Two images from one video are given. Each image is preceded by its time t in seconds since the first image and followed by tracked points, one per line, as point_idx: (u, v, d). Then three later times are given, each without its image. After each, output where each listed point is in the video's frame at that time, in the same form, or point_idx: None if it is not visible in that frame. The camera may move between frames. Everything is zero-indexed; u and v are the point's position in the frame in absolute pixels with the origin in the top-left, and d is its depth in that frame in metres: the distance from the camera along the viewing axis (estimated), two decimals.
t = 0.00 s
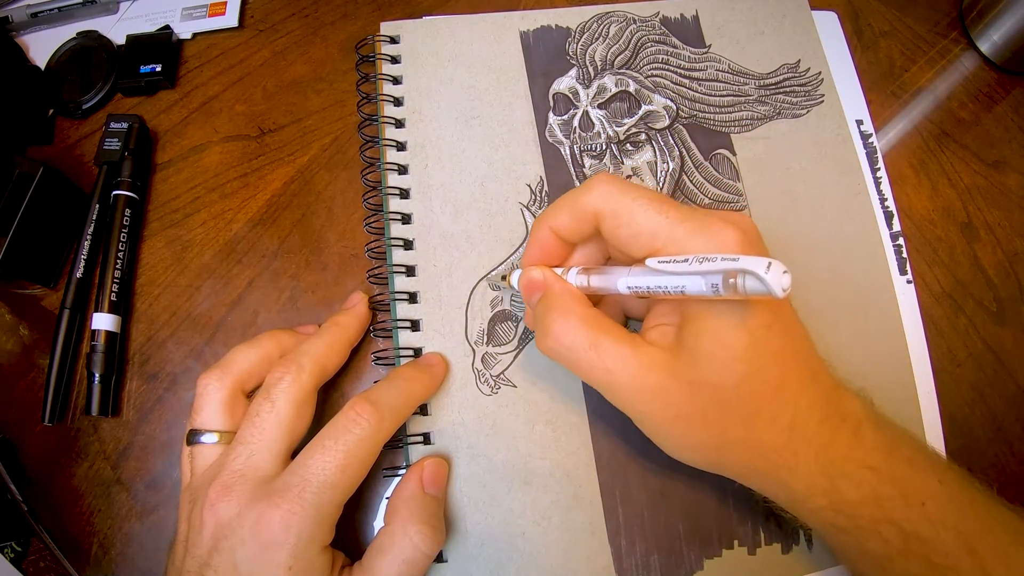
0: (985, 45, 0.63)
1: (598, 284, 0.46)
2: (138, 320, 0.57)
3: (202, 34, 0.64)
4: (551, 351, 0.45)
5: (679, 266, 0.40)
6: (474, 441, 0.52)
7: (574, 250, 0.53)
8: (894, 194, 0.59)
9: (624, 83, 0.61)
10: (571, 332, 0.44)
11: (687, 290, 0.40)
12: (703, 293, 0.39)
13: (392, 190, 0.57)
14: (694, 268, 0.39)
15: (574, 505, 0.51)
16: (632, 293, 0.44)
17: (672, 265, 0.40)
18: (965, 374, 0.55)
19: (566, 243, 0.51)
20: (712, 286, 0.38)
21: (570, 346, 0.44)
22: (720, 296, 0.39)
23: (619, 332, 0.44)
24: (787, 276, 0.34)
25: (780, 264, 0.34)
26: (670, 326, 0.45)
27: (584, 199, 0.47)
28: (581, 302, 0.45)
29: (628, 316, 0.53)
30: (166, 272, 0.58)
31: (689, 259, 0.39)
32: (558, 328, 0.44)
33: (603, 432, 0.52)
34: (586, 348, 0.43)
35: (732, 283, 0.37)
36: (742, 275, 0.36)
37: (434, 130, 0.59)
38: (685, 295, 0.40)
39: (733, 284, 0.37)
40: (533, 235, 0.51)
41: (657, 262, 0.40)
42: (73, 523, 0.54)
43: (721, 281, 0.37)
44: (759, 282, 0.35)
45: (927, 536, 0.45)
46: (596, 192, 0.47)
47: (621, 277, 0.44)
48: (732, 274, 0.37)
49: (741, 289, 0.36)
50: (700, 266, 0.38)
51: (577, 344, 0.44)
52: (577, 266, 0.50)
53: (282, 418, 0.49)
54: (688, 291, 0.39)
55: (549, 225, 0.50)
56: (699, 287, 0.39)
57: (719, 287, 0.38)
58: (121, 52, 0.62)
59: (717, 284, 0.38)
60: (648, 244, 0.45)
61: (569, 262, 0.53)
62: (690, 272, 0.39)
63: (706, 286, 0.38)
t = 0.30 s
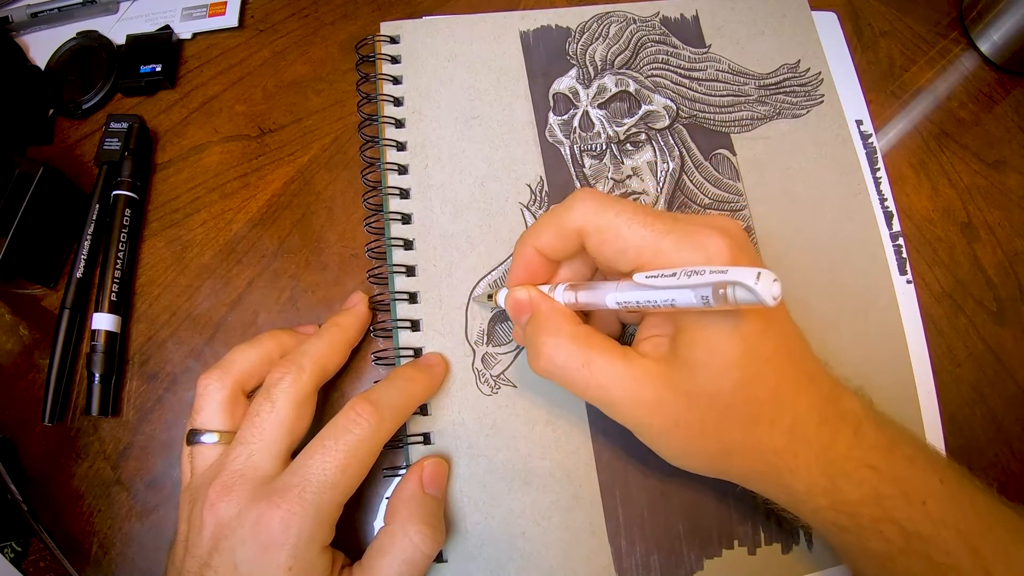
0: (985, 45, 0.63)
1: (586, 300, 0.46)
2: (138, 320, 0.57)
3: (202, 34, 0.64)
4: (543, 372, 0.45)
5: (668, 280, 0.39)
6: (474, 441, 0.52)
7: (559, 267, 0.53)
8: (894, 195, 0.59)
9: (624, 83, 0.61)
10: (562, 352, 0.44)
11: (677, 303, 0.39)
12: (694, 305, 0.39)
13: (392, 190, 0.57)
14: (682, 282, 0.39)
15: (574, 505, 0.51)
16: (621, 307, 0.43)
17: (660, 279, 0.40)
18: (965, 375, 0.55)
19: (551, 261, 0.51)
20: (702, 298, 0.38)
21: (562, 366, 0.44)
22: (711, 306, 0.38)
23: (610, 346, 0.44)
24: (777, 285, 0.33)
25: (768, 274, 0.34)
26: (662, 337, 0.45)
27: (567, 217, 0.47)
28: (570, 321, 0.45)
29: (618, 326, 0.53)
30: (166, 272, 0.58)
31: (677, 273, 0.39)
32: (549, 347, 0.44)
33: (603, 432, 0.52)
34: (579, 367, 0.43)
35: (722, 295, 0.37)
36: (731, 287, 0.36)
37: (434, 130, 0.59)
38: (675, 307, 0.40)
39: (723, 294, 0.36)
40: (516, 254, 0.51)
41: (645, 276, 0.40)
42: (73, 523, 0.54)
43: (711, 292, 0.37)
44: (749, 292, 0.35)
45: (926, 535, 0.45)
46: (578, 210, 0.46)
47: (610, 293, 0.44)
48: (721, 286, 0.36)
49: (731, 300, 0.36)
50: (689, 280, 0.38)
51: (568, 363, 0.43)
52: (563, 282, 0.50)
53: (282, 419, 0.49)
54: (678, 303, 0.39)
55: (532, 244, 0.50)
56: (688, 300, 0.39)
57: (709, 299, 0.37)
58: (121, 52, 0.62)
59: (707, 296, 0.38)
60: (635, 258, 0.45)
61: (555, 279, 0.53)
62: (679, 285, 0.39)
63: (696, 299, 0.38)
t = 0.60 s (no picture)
0: (985, 45, 0.63)
1: (584, 317, 0.46)
2: (137, 320, 0.57)
3: (202, 34, 0.64)
4: (545, 393, 0.45)
5: (664, 290, 0.39)
6: (474, 441, 0.52)
7: (555, 284, 0.52)
8: (894, 195, 0.59)
9: (624, 83, 0.61)
10: (562, 371, 0.44)
11: (677, 311, 0.39)
12: (694, 312, 0.39)
13: (392, 190, 0.57)
14: (680, 290, 0.38)
15: (574, 505, 0.51)
16: (621, 320, 0.44)
17: (658, 289, 0.40)
18: (965, 375, 0.55)
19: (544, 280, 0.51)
20: (702, 305, 0.38)
21: (563, 386, 0.44)
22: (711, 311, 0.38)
23: (610, 359, 0.44)
24: (775, 285, 0.33)
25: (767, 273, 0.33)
26: (661, 347, 0.45)
27: (555, 233, 0.47)
28: (568, 339, 0.45)
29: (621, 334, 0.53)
30: (166, 273, 0.58)
31: (673, 282, 0.39)
32: (547, 369, 0.44)
33: (603, 432, 0.52)
34: (580, 384, 0.43)
35: (721, 299, 0.37)
36: (731, 291, 0.35)
37: (434, 131, 0.59)
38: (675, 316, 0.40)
39: (723, 300, 0.36)
40: (509, 276, 0.51)
41: (641, 288, 0.40)
42: (73, 523, 0.54)
43: (711, 299, 0.37)
44: (748, 295, 0.34)
45: (926, 535, 0.45)
46: (566, 225, 0.47)
47: (608, 307, 0.44)
48: (720, 291, 0.36)
49: (731, 304, 0.36)
50: (686, 287, 0.38)
51: (569, 382, 0.43)
52: (561, 300, 0.50)
53: (282, 419, 0.49)
54: (679, 311, 0.39)
55: (523, 265, 0.49)
56: (688, 307, 0.39)
57: (709, 304, 0.37)
58: (121, 52, 0.62)
59: (706, 302, 0.38)
60: (627, 270, 0.45)
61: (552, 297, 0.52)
62: (676, 294, 0.39)
63: (696, 305, 0.38)
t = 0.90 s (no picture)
0: (985, 45, 0.63)
1: (606, 313, 0.46)
2: (137, 321, 0.57)
3: (202, 34, 0.64)
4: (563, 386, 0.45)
5: (694, 300, 0.40)
6: (474, 441, 0.52)
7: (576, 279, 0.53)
8: (894, 195, 0.59)
9: (624, 83, 0.61)
10: (583, 367, 0.43)
11: (700, 323, 0.40)
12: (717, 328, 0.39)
13: (392, 190, 0.57)
14: (709, 302, 0.39)
15: (574, 506, 0.51)
16: (643, 324, 0.44)
17: (686, 298, 0.40)
18: (965, 375, 0.55)
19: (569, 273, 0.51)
20: (727, 323, 0.38)
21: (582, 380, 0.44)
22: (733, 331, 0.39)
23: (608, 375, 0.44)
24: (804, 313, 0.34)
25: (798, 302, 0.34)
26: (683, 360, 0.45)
27: (593, 228, 0.48)
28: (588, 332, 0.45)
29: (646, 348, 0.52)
30: (166, 273, 0.58)
31: (704, 294, 0.39)
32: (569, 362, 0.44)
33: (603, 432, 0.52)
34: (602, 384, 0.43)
35: (747, 320, 0.37)
36: (759, 313, 0.36)
37: (434, 131, 0.59)
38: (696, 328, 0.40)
39: (749, 320, 0.37)
40: (535, 261, 0.51)
41: (671, 294, 0.41)
42: (73, 523, 0.54)
43: (737, 316, 0.37)
44: (776, 320, 0.35)
45: (927, 535, 0.45)
46: (606, 224, 0.47)
47: (632, 307, 0.44)
48: (748, 311, 0.37)
49: (756, 326, 0.36)
50: (716, 301, 0.39)
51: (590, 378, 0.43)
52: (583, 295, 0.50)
53: (283, 419, 0.49)
54: (702, 324, 0.39)
55: (555, 254, 0.50)
56: (713, 321, 0.39)
57: (734, 322, 0.38)
58: (121, 52, 0.62)
59: (732, 320, 0.38)
60: (658, 275, 0.46)
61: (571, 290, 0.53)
62: (705, 306, 0.39)
63: (719, 321, 0.38)
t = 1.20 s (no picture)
0: (985, 45, 0.63)
1: (598, 313, 0.46)
2: (137, 320, 0.57)
3: (202, 34, 0.64)
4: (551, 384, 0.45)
5: (680, 309, 0.40)
6: (474, 440, 0.52)
7: (570, 279, 0.52)
8: (894, 195, 0.59)
9: (624, 83, 0.61)
10: (573, 365, 0.43)
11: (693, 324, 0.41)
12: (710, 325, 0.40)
13: (392, 190, 0.57)
14: (696, 312, 0.39)
15: (574, 506, 0.51)
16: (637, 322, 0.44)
17: (671, 308, 0.41)
18: (965, 375, 0.55)
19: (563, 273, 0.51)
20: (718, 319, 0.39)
21: (573, 380, 0.43)
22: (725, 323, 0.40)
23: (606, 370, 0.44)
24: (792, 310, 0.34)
25: (783, 299, 0.35)
26: (675, 351, 0.45)
27: (583, 228, 0.47)
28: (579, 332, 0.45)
29: (637, 343, 0.53)
30: (166, 273, 0.58)
31: (689, 304, 0.39)
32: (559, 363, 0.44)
33: (603, 432, 0.52)
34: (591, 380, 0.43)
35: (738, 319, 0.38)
36: (748, 315, 0.37)
37: (434, 131, 0.59)
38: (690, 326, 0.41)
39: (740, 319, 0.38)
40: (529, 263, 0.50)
41: (657, 304, 0.41)
42: (73, 523, 0.54)
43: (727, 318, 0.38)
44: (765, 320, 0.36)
45: (928, 536, 0.45)
46: (594, 221, 0.47)
47: (622, 305, 0.44)
48: (737, 315, 0.37)
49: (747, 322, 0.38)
50: (702, 311, 0.39)
51: (580, 376, 0.43)
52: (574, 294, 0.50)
53: (283, 420, 0.49)
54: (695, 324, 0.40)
55: (547, 254, 0.49)
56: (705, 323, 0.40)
57: (725, 321, 0.39)
58: (121, 52, 0.62)
59: (723, 319, 0.39)
60: (648, 269, 0.46)
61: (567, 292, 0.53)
62: (692, 314, 0.40)
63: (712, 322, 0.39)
